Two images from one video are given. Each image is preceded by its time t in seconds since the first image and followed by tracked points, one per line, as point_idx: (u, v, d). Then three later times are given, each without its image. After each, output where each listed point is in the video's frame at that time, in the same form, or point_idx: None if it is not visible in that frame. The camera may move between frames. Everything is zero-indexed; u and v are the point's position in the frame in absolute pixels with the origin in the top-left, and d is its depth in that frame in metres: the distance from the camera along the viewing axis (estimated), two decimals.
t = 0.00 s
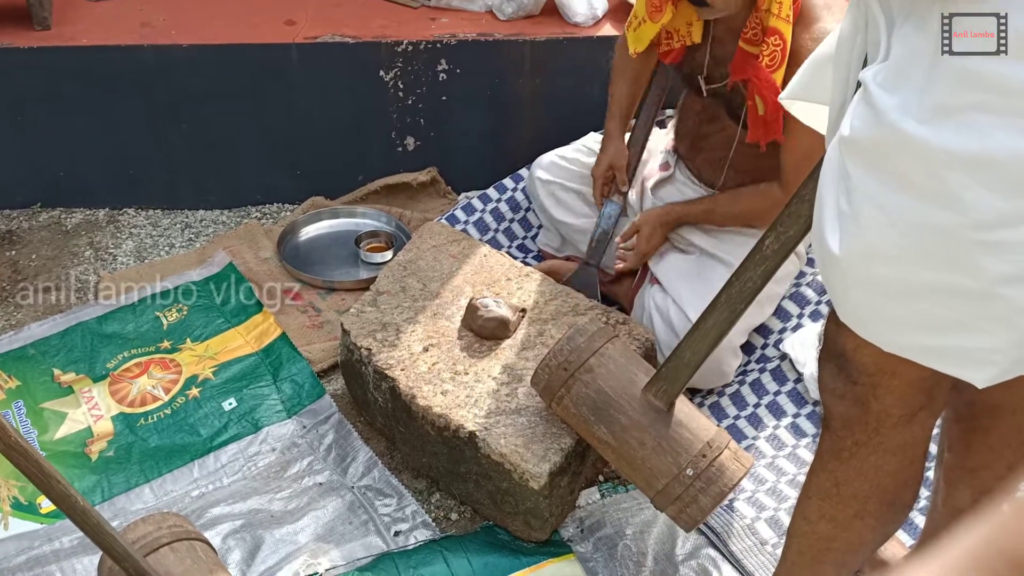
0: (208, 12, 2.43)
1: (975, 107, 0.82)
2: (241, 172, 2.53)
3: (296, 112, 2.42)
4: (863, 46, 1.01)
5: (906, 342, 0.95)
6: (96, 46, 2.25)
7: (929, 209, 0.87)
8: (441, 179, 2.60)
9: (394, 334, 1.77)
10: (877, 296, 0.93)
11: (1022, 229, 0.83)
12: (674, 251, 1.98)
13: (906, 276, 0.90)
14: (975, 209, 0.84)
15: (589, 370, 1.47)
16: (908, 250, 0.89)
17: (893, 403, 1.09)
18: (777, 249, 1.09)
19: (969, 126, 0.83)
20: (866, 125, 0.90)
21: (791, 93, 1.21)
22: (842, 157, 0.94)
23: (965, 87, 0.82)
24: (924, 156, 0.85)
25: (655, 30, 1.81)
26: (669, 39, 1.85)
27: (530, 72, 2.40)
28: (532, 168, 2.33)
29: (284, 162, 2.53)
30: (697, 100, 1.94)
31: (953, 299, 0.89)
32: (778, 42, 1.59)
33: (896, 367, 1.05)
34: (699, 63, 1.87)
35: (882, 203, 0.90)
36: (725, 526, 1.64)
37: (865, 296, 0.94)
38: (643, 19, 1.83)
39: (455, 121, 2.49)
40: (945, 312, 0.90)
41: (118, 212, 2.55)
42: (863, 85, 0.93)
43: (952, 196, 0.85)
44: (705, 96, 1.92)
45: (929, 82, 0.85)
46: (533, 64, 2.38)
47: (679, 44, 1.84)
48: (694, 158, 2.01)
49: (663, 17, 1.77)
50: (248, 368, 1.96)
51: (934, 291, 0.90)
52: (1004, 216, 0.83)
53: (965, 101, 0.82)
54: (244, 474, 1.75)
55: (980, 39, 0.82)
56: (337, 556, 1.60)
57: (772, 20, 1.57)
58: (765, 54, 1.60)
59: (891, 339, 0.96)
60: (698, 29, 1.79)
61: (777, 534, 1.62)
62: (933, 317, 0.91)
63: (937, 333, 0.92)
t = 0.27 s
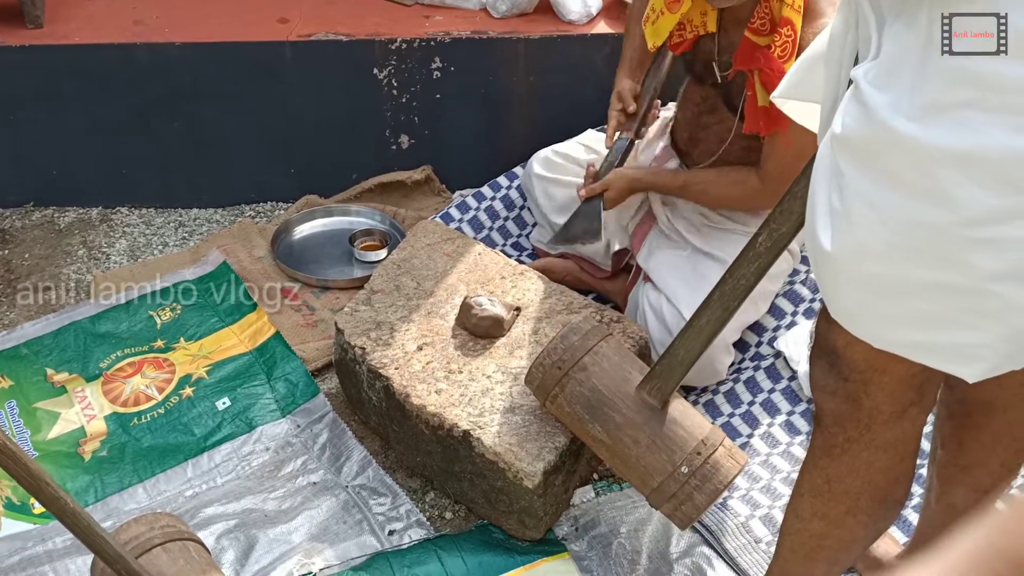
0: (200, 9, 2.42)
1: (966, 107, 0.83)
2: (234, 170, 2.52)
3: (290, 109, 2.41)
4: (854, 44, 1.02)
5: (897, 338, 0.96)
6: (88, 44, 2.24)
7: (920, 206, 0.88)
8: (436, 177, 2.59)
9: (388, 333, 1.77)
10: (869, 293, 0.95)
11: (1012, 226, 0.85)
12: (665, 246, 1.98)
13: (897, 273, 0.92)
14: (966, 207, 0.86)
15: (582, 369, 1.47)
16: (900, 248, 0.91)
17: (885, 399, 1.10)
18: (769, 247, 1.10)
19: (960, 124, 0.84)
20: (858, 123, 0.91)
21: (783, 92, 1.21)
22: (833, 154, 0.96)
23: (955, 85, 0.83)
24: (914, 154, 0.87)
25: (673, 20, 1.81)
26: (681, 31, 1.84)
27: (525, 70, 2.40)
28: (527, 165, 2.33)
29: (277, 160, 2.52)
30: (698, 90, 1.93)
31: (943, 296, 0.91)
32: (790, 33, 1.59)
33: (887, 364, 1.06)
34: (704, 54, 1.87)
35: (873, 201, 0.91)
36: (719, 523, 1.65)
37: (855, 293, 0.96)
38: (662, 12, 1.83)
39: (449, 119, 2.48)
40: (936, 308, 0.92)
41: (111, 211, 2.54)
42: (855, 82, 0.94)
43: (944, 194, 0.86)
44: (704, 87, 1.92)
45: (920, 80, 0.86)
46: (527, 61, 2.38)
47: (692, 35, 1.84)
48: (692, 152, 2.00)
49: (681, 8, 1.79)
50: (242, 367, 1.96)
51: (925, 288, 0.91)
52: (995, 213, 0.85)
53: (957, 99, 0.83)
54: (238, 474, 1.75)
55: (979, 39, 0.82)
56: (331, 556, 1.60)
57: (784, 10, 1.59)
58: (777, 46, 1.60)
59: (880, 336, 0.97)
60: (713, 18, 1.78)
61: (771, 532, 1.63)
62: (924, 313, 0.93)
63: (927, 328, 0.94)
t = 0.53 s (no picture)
0: (191, 8, 2.40)
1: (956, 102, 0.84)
2: (226, 170, 2.51)
3: (281, 108, 2.40)
4: (845, 43, 1.02)
5: (889, 337, 0.96)
6: (79, 43, 2.23)
7: (911, 202, 0.89)
8: (428, 176, 2.59)
9: (381, 333, 1.76)
10: (861, 291, 0.95)
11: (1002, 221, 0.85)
12: (655, 248, 1.99)
13: (889, 270, 0.92)
14: (957, 203, 0.86)
15: (576, 368, 1.47)
16: (891, 244, 0.91)
17: (876, 397, 1.10)
18: (761, 246, 1.10)
19: (949, 120, 0.84)
20: (849, 120, 0.92)
21: (775, 92, 1.22)
22: (824, 152, 0.96)
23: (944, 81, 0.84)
24: (904, 150, 0.87)
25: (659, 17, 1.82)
26: (671, 27, 1.85)
27: (517, 69, 2.40)
28: (520, 162, 2.33)
29: (270, 159, 2.51)
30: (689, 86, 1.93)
31: (936, 293, 0.91)
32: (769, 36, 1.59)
33: (879, 361, 1.06)
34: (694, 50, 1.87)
35: (864, 198, 0.92)
36: (712, 522, 1.65)
37: (847, 291, 0.96)
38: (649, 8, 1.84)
39: (442, 117, 2.48)
40: (928, 306, 0.92)
41: (102, 211, 2.53)
42: (845, 79, 0.94)
43: (935, 190, 0.87)
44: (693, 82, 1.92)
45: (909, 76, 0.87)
46: (520, 60, 2.38)
47: (680, 32, 1.84)
48: (682, 150, 1.98)
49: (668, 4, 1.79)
50: (234, 368, 1.95)
51: (916, 285, 0.91)
52: (986, 209, 0.85)
53: (947, 95, 0.84)
54: (230, 474, 1.74)
55: (979, 39, 0.82)
56: (324, 556, 1.59)
57: (763, 12, 1.58)
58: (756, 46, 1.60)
59: (872, 335, 0.97)
60: (702, 16, 1.79)
61: (764, 530, 1.64)
62: (915, 311, 0.93)
63: (920, 327, 0.93)
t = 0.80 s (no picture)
0: (183, 8, 2.40)
1: (950, 102, 0.84)
2: (219, 170, 2.51)
3: (273, 109, 2.40)
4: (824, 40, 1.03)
5: (884, 335, 0.97)
6: (69, 43, 2.22)
7: (904, 201, 0.89)
8: (422, 177, 2.58)
9: (374, 333, 1.76)
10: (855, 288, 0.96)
11: (996, 221, 0.86)
12: (645, 248, 1.98)
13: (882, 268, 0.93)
14: (949, 202, 0.86)
15: (569, 368, 1.47)
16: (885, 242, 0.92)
17: (868, 396, 1.11)
18: (755, 244, 1.11)
19: (944, 120, 0.85)
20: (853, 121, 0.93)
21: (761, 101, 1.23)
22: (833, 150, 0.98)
23: (938, 81, 0.85)
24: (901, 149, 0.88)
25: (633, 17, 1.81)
26: (649, 31, 1.82)
27: (510, 69, 2.40)
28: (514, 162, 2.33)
29: (262, 160, 2.51)
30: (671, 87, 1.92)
31: (928, 291, 0.91)
32: (740, 33, 1.59)
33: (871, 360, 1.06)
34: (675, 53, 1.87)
35: (862, 197, 0.93)
36: (707, 521, 1.65)
37: (845, 288, 0.98)
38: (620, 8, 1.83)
39: (435, 117, 2.48)
40: (921, 304, 0.93)
41: (94, 212, 2.52)
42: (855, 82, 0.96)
43: (927, 189, 0.87)
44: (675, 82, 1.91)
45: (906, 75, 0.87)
46: (512, 60, 2.38)
47: (658, 37, 1.81)
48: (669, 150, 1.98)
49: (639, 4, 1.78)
50: (227, 369, 1.95)
51: (909, 283, 0.92)
52: (977, 208, 0.85)
53: (942, 95, 0.85)
54: (224, 476, 1.74)
55: (980, 40, 0.81)
56: (319, 557, 1.59)
57: (735, 9, 1.58)
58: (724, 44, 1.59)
59: (868, 332, 0.98)
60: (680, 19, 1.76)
61: (758, 529, 1.64)
62: (909, 309, 0.94)
63: (913, 325, 0.94)
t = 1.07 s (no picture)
0: (176, 10, 2.39)
1: (931, 92, 0.85)
2: (213, 172, 2.51)
3: (268, 110, 2.40)
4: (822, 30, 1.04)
5: (859, 322, 0.98)
6: (63, 45, 2.22)
7: (883, 187, 0.90)
8: (417, 178, 2.59)
9: (369, 334, 1.76)
10: (835, 275, 0.97)
11: (974, 209, 0.87)
12: (642, 245, 1.98)
13: (861, 254, 0.94)
14: (928, 189, 0.88)
15: (566, 367, 1.48)
16: (864, 229, 0.93)
17: (857, 391, 1.11)
18: (752, 240, 1.11)
19: (925, 109, 0.86)
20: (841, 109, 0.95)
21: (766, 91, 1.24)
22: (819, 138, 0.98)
23: (921, 72, 0.86)
24: (881, 137, 0.89)
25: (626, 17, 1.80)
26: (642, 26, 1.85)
27: (504, 70, 2.40)
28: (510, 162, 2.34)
29: (257, 162, 2.50)
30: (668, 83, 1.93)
31: (907, 278, 0.92)
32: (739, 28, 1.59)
33: (862, 355, 1.07)
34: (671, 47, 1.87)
35: (841, 184, 0.94)
36: (703, 521, 1.66)
37: (822, 274, 0.99)
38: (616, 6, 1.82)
39: (429, 118, 2.48)
40: (898, 290, 0.94)
41: (89, 214, 2.52)
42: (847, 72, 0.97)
43: (907, 176, 0.88)
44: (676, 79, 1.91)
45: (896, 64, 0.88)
46: (507, 61, 2.38)
47: (646, 31, 1.86)
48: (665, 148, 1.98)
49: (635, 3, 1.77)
50: (222, 370, 1.94)
51: (887, 270, 0.93)
52: (956, 196, 0.87)
53: (925, 85, 0.86)
54: (219, 478, 1.74)
55: (981, 38, 0.81)
56: (314, 559, 1.59)
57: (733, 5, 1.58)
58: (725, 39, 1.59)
59: (847, 320, 0.99)
60: (667, 16, 1.81)
61: (753, 527, 1.65)
62: (886, 295, 0.95)
63: (889, 311, 0.96)
